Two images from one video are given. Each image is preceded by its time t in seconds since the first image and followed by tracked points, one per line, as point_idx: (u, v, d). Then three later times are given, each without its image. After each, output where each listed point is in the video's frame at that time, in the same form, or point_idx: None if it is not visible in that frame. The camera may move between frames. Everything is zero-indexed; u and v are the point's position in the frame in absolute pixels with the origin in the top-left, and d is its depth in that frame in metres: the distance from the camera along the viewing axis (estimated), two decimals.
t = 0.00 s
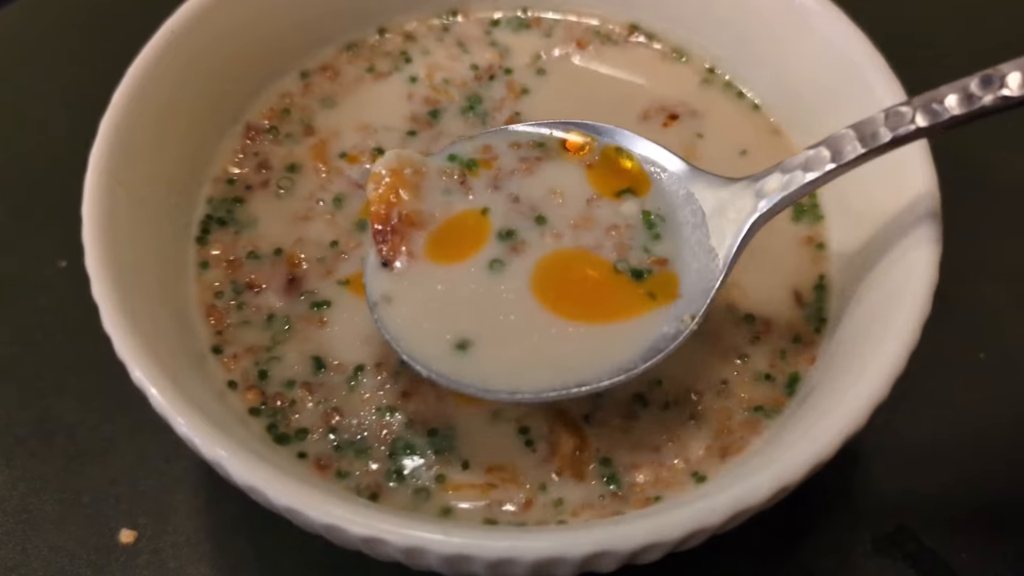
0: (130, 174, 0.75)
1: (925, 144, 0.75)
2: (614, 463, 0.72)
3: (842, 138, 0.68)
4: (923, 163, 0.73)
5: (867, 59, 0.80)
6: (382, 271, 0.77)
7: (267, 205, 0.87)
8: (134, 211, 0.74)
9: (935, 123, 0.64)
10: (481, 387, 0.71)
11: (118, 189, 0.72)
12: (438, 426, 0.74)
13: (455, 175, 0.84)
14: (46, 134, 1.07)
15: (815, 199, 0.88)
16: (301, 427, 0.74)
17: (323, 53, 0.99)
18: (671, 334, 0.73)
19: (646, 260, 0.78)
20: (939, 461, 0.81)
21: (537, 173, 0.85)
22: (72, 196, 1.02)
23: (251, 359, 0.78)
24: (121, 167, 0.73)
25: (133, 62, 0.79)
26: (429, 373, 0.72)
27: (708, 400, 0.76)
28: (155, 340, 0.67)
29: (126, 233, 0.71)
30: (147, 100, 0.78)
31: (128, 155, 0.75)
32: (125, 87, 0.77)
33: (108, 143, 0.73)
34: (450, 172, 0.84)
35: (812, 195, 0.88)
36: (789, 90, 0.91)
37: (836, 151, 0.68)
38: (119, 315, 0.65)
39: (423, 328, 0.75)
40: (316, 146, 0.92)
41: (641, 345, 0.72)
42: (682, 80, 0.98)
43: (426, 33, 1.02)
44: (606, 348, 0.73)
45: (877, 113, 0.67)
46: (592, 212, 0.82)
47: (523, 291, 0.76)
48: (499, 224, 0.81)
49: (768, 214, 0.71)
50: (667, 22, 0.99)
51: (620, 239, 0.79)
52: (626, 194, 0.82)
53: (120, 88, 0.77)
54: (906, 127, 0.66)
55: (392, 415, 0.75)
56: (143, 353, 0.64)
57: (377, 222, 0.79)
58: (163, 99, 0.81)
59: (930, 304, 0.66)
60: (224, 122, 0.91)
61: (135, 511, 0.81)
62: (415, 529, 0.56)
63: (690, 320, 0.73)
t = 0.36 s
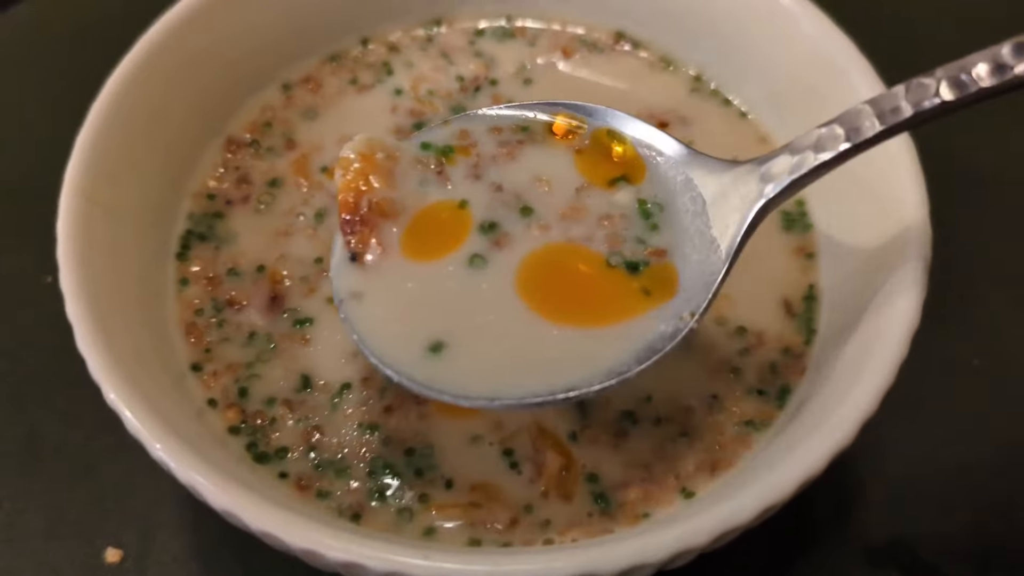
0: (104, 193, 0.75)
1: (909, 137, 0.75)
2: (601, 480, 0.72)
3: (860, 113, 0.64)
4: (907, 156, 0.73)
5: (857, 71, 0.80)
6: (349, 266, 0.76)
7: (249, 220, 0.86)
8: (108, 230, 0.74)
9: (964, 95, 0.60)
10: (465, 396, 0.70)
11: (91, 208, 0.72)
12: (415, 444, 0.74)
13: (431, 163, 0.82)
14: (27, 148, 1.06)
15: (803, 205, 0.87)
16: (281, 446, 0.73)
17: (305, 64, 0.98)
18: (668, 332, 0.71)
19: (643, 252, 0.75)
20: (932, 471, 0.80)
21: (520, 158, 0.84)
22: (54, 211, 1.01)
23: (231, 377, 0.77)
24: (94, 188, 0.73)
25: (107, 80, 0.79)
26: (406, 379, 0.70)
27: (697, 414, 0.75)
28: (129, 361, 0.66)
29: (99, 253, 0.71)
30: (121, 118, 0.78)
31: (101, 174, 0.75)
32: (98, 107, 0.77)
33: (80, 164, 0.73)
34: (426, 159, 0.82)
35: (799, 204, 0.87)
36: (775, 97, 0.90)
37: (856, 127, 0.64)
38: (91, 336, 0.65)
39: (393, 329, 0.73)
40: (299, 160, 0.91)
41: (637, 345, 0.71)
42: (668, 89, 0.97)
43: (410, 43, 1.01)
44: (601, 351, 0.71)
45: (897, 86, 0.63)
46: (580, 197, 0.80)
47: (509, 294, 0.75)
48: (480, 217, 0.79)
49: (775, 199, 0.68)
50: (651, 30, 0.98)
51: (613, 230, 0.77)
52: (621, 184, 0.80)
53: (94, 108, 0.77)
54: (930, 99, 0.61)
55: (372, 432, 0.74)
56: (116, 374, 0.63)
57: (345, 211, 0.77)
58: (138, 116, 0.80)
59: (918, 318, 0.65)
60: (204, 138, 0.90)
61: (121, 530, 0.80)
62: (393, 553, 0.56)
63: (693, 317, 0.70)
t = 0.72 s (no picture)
0: (84, 205, 0.74)
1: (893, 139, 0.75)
2: (586, 490, 0.71)
3: (880, 94, 0.62)
4: (892, 159, 0.73)
5: (841, 76, 0.80)
6: (321, 264, 0.75)
7: (231, 229, 0.86)
8: (89, 242, 0.73)
9: (994, 71, 0.57)
10: (445, 407, 0.68)
11: (70, 220, 0.72)
12: (397, 455, 0.73)
13: (412, 150, 0.83)
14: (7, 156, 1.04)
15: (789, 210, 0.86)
16: (264, 458, 0.72)
17: (287, 74, 0.98)
18: (669, 336, 0.69)
19: (644, 243, 0.74)
20: (921, 476, 0.79)
21: (507, 142, 0.84)
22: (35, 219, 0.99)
23: (214, 389, 0.76)
24: (74, 199, 0.73)
25: (87, 91, 0.79)
26: (381, 391, 0.68)
27: (685, 423, 0.75)
28: (109, 374, 0.65)
29: (78, 266, 0.71)
30: (101, 128, 0.77)
31: (82, 185, 0.74)
32: (78, 117, 0.76)
33: (60, 176, 0.72)
34: (407, 147, 0.83)
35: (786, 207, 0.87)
36: (760, 101, 0.90)
37: (874, 109, 0.62)
38: (70, 349, 0.64)
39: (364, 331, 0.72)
40: (280, 169, 0.90)
41: (636, 349, 0.69)
42: (652, 95, 0.97)
43: (393, 51, 1.01)
44: (597, 355, 0.69)
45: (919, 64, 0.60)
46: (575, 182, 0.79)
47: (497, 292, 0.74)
48: (466, 204, 0.79)
49: (789, 186, 0.66)
50: (636, 36, 0.98)
51: (609, 215, 0.76)
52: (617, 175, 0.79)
53: (74, 118, 0.76)
54: (956, 76, 0.58)
55: (355, 443, 0.74)
56: (95, 388, 0.63)
57: (319, 205, 0.77)
58: (119, 126, 0.80)
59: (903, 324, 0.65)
60: (186, 147, 0.90)
61: (110, 538, 0.78)
62: (376, 568, 0.55)
63: (696, 319, 0.69)
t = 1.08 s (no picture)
0: (80, 199, 0.73)
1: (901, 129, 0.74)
2: (591, 488, 0.70)
3: (886, 86, 0.61)
4: (902, 148, 0.72)
5: (850, 68, 0.78)
6: (313, 253, 0.75)
7: (229, 224, 0.85)
8: (84, 236, 0.72)
9: (1006, 60, 0.56)
10: (431, 400, 0.67)
11: (66, 214, 0.70)
12: (397, 452, 0.72)
13: (408, 139, 0.82)
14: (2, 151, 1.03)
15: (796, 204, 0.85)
16: (263, 455, 0.71)
17: (285, 67, 0.97)
18: (667, 333, 0.68)
19: (642, 246, 0.73)
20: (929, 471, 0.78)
21: (503, 132, 0.83)
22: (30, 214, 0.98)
23: (212, 385, 0.75)
24: (69, 193, 0.71)
25: (83, 83, 0.77)
26: (368, 382, 0.67)
27: (690, 419, 0.74)
28: (105, 370, 0.64)
29: (74, 261, 0.69)
30: (97, 121, 0.76)
31: (77, 179, 0.73)
32: (73, 110, 0.75)
33: (55, 169, 0.71)
34: (404, 137, 0.82)
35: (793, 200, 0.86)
36: (765, 93, 0.89)
37: (881, 101, 0.61)
38: (65, 345, 0.63)
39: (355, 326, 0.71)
40: (278, 163, 0.89)
41: (632, 347, 0.67)
42: (655, 87, 0.95)
43: (393, 43, 0.99)
44: (592, 353, 0.68)
45: (931, 54, 0.59)
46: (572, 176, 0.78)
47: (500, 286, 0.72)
48: (458, 195, 0.78)
49: (793, 180, 0.65)
50: (640, 28, 0.97)
51: (609, 215, 0.75)
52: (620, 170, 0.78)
53: (69, 111, 0.75)
54: (968, 66, 0.57)
55: (355, 440, 0.73)
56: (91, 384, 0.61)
57: (313, 194, 0.77)
58: (115, 119, 0.78)
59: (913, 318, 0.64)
60: (183, 141, 0.89)
61: (103, 539, 0.77)
62: (378, 567, 0.54)
63: (695, 316, 0.68)
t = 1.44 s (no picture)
0: (88, 203, 0.73)
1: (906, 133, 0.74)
2: (598, 493, 0.70)
3: (880, 91, 0.61)
4: (908, 153, 0.72)
5: (856, 75, 0.79)
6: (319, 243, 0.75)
7: (236, 228, 0.85)
8: (92, 241, 0.72)
9: (998, 66, 0.56)
10: (425, 386, 0.67)
11: (74, 219, 0.70)
12: (405, 456, 0.72)
13: (417, 128, 0.82)
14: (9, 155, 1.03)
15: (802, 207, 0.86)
16: (271, 460, 0.71)
17: (292, 71, 0.97)
18: (659, 328, 0.68)
19: (637, 245, 0.72)
20: (935, 476, 0.78)
21: (510, 122, 0.83)
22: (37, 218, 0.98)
23: (220, 390, 0.75)
24: (78, 198, 0.71)
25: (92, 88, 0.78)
26: (366, 368, 0.67)
27: (697, 424, 0.74)
28: (113, 374, 0.64)
29: (82, 265, 0.70)
30: (105, 125, 0.76)
31: (86, 184, 0.73)
32: (82, 114, 0.75)
33: (64, 174, 0.71)
34: (411, 126, 0.82)
35: (800, 201, 0.86)
36: (771, 97, 0.89)
37: (877, 104, 0.61)
38: (75, 349, 0.63)
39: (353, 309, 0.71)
40: (285, 168, 0.89)
41: (623, 341, 0.68)
42: (661, 91, 0.95)
43: (399, 48, 1.00)
44: (581, 344, 0.68)
45: (927, 60, 0.59)
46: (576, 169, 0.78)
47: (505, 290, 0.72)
48: (462, 178, 0.78)
49: (788, 182, 0.66)
50: (647, 33, 0.97)
51: (609, 207, 0.75)
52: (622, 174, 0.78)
53: (78, 116, 0.75)
54: (962, 72, 0.57)
55: (362, 444, 0.73)
56: (100, 388, 0.62)
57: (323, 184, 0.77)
58: (123, 124, 0.79)
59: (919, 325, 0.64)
60: (190, 146, 0.89)
61: (110, 543, 0.77)
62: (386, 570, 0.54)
63: (687, 312, 0.68)
